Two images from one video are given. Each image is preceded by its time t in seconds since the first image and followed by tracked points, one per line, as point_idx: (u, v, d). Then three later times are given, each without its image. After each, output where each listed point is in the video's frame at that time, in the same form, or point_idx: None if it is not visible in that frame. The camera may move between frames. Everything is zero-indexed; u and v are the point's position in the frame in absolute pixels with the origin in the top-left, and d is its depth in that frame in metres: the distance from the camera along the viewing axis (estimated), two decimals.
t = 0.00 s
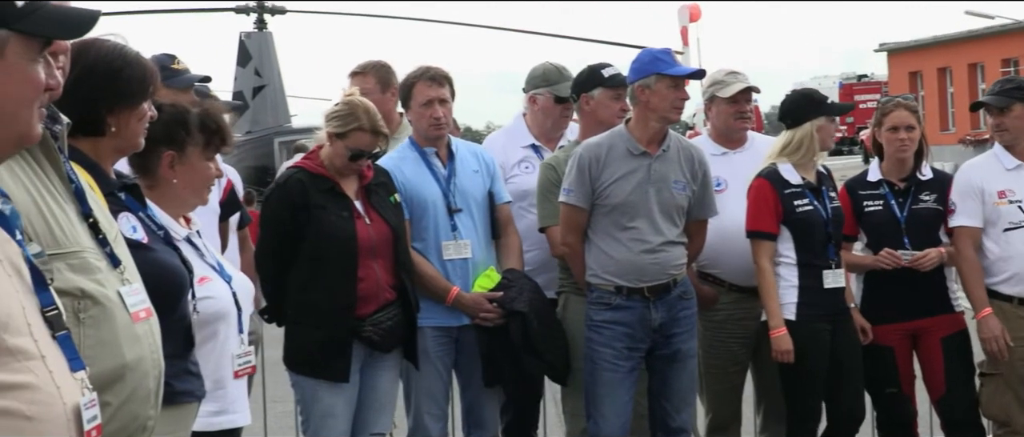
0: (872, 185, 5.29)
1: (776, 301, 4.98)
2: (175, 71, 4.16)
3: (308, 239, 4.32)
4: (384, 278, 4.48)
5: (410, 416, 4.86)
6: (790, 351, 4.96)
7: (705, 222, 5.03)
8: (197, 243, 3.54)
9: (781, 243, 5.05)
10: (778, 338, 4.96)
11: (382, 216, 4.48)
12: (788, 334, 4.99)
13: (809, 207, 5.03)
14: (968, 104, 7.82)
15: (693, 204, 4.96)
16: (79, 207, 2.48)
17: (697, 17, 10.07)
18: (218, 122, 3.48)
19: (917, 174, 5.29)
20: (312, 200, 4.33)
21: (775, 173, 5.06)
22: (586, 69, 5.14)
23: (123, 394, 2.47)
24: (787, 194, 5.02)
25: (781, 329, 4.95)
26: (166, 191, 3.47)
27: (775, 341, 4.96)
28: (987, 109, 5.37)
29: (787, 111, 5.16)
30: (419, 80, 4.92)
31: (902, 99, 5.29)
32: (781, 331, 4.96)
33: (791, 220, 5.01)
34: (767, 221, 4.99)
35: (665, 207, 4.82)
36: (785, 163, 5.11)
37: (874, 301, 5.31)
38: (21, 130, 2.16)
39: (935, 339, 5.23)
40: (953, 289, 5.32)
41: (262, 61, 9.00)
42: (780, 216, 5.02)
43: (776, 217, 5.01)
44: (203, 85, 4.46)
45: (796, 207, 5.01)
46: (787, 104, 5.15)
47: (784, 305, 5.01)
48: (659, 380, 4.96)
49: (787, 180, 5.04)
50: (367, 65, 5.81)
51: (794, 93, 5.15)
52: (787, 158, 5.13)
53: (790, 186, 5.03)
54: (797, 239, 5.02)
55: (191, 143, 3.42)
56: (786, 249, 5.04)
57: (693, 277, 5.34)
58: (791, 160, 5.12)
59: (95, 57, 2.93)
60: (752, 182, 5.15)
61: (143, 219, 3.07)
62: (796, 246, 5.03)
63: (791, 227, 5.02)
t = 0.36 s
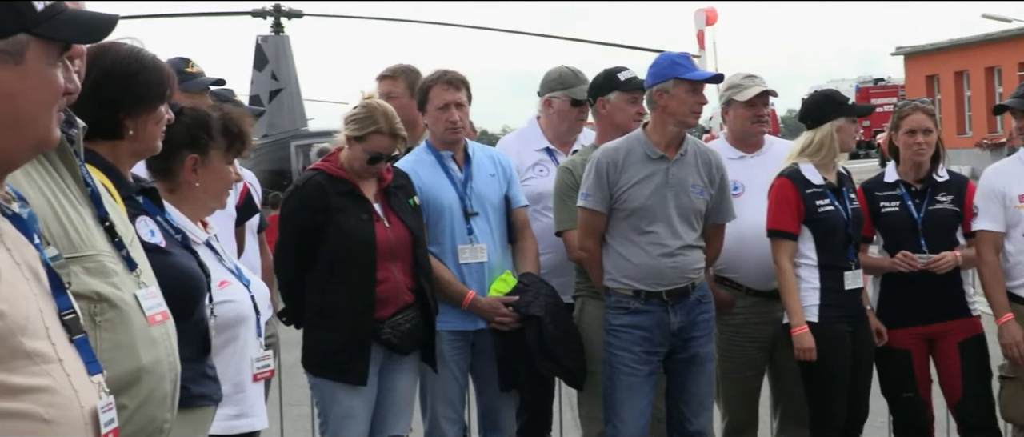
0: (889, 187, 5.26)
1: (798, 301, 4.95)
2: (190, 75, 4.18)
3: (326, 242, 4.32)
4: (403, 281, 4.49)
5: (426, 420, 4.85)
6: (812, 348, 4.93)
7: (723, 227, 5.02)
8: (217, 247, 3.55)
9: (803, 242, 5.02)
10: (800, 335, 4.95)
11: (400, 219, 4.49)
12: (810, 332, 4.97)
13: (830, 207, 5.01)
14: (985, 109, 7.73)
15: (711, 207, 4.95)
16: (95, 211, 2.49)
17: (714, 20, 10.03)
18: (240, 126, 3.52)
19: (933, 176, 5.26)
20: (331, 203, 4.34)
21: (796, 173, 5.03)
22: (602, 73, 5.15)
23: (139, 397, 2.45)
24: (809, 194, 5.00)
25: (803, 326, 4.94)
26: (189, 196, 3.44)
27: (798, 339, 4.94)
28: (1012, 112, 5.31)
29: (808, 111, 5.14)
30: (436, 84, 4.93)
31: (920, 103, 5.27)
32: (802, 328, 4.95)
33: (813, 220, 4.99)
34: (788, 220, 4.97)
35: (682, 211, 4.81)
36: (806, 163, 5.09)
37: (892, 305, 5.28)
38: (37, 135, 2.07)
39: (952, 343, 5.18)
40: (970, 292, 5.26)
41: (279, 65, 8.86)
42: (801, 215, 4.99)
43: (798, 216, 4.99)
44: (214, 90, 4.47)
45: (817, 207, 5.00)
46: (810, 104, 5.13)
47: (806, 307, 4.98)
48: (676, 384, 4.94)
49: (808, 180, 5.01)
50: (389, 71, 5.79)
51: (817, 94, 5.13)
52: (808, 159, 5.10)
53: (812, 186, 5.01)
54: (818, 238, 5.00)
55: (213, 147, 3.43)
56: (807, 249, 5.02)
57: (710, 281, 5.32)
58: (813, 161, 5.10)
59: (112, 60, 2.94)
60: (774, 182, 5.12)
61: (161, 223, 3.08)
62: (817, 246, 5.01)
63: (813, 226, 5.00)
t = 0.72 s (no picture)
0: (905, 193, 5.23)
1: (819, 304, 4.94)
2: (206, 79, 4.19)
3: (344, 247, 4.33)
4: (420, 286, 4.49)
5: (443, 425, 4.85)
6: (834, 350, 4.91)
7: (740, 232, 4.99)
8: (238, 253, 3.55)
9: (824, 245, 5.00)
10: (821, 338, 4.91)
11: (418, 225, 4.49)
12: (831, 335, 4.94)
13: (852, 210, 4.98)
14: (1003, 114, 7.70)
15: (728, 212, 4.93)
16: (112, 217, 2.49)
17: (731, 25, 9.99)
18: (260, 132, 3.52)
19: (950, 182, 5.23)
20: (349, 208, 4.34)
21: (818, 175, 5.00)
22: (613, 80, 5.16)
23: (158, 401, 2.45)
24: (831, 196, 4.97)
25: (824, 330, 4.90)
26: (210, 201, 3.45)
27: (819, 342, 4.91)
28: None
29: (826, 116, 5.13)
30: (453, 89, 4.93)
31: (938, 108, 5.27)
32: (824, 332, 4.91)
33: (835, 222, 4.97)
34: (811, 221, 4.94)
35: (700, 217, 4.79)
36: (826, 166, 5.06)
37: (909, 311, 5.24)
38: (57, 141, 2.07)
39: (970, 347, 5.14)
40: (987, 297, 5.22)
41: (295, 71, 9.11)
42: (823, 217, 4.97)
43: (819, 218, 4.96)
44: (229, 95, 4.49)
45: (839, 210, 4.96)
46: (827, 110, 5.11)
47: (827, 311, 4.96)
48: (694, 389, 4.92)
49: (829, 182, 4.98)
50: (411, 75, 5.80)
51: (836, 97, 5.09)
52: (828, 162, 5.08)
53: (835, 188, 4.97)
54: (840, 241, 4.97)
55: (235, 153, 3.44)
56: (829, 252, 5.00)
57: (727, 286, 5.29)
58: (833, 165, 5.07)
59: (133, 64, 2.96)
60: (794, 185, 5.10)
61: (179, 229, 3.06)
62: (838, 249, 4.98)
63: (835, 229, 4.98)
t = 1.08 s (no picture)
0: (923, 199, 5.19)
1: (841, 308, 4.90)
2: (224, 84, 4.20)
3: (360, 253, 4.32)
4: (435, 293, 4.48)
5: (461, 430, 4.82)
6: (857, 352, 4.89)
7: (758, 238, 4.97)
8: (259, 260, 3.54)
9: (844, 248, 4.97)
10: (843, 342, 4.88)
11: (434, 232, 4.49)
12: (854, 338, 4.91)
13: (872, 214, 4.94)
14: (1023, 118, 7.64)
15: (746, 218, 4.91)
16: (131, 222, 2.50)
17: (748, 29, 9.91)
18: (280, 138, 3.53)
19: (969, 187, 5.20)
20: (364, 214, 4.34)
21: (837, 179, 4.97)
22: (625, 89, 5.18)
23: (177, 405, 2.44)
24: (851, 200, 4.93)
25: (847, 333, 4.88)
26: (232, 206, 3.46)
27: (842, 345, 4.88)
28: None
29: (843, 121, 5.10)
30: (471, 95, 4.94)
31: (955, 113, 5.23)
32: (846, 335, 4.89)
33: (855, 226, 4.93)
34: (830, 227, 4.91)
35: (718, 222, 4.77)
36: (846, 170, 5.02)
37: (926, 316, 5.20)
38: (77, 147, 2.07)
39: (987, 351, 5.11)
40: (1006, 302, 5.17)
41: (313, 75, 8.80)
42: (844, 220, 4.93)
43: (839, 222, 4.93)
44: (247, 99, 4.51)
45: (860, 213, 4.93)
46: (844, 114, 5.09)
47: (849, 315, 4.93)
48: (712, 394, 4.89)
49: (849, 186, 4.95)
50: (423, 79, 5.80)
51: (853, 103, 5.08)
52: (848, 167, 5.05)
53: (855, 192, 4.94)
54: (861, 244, 4.94)
55: (258, 159, 3.45)
56: (850, 255, 4.96)
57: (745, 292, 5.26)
58: (852, 169, 5.04)
59: (152, 70, 2.96)
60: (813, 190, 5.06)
61: (199, 234, 3.04)
62: (860, 252, 4.95)
63: (855, 233, 4.95)
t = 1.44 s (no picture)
0: (943, 203, 5.16)
1: (864, 309, 4.84)
2: (242, 87, 4.22)
3: (375, 256, 4.33)
4: (451, 296, 4.48)
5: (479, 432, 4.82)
6: (891, 345, 4.81)
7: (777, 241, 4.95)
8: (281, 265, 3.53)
9: (862, 252, 4.92)
10: (874, 338, 4.81)
11: (450, 235, 4.49)
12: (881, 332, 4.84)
13: (892, 217, 4.91)
14: None
15: (765, 222, 4.89)
16: (151, 225, 2.50)
17: (767, 33, 9.86)
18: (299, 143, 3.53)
19: (988, 190, 5.16)
20: (380, 217, 4.34)
21: (856, 183, 4.94)
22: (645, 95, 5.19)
23: (197, 409, 2.42)
24: (868, 204, 4.90)
25: (873, 328, 4.81)
26: (256, 212, 3.46)
27: (872, 343, 4.81)
28: None
29: (861, 125, 5.08)
30: (490, 100, 4.94)
31: (973, 116, 5.19)
32: (874, 330, 4.82)
33: (874, 230, 4.90)
34: (849, 231, 4.88)
35: (736, 225, 4.75)
36: (864, 174, 4.99)
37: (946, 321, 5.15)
38: (96, 151, 2.08)
39: (1006, 357, 5.04)
40: None
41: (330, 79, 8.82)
42: (863, 224, 4.90)
43: (858, 225, 4.90)
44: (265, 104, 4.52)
45: (879, 217, 4.90)
46: (861, 119, 5.07)
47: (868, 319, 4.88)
48: (732, 397, 4.87)
49: (867, 190, 4.92)
50: (428, 83, 5.78)
51: (870, 106, 5.06)
52: (866, 171, 5.02)
53: (873, 195, 4.91)
54: (879, 246, 4.90)
55: (281, 164, 3.46)
56: (868, 259, 4.91)
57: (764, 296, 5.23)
58: (871, 173, 5.01)
59: (173, 75, 2.97)
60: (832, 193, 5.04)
61: (218, 238, 3.03)
62: (878, 255, 4.90)
63: (874, 236, 4.91)
